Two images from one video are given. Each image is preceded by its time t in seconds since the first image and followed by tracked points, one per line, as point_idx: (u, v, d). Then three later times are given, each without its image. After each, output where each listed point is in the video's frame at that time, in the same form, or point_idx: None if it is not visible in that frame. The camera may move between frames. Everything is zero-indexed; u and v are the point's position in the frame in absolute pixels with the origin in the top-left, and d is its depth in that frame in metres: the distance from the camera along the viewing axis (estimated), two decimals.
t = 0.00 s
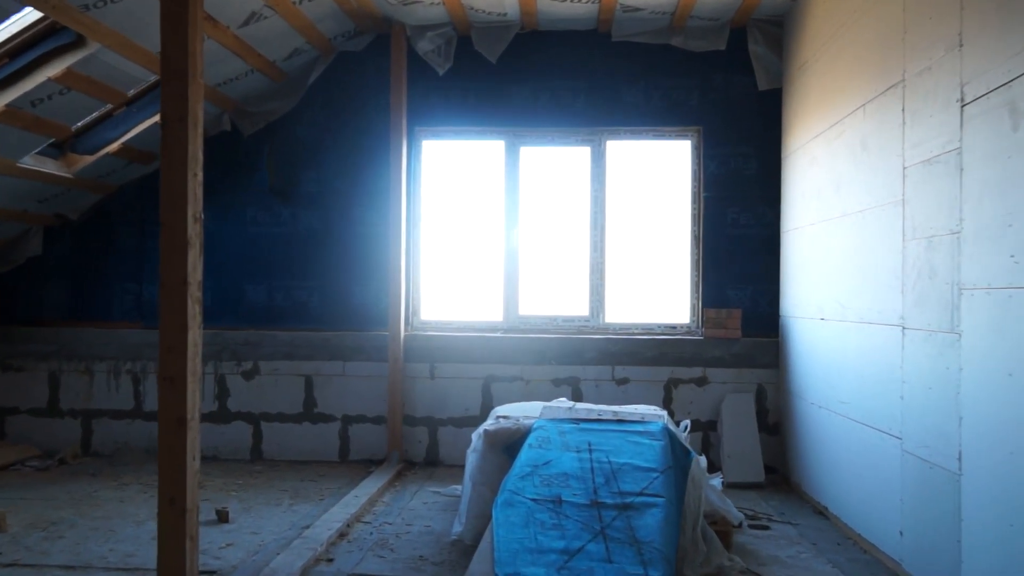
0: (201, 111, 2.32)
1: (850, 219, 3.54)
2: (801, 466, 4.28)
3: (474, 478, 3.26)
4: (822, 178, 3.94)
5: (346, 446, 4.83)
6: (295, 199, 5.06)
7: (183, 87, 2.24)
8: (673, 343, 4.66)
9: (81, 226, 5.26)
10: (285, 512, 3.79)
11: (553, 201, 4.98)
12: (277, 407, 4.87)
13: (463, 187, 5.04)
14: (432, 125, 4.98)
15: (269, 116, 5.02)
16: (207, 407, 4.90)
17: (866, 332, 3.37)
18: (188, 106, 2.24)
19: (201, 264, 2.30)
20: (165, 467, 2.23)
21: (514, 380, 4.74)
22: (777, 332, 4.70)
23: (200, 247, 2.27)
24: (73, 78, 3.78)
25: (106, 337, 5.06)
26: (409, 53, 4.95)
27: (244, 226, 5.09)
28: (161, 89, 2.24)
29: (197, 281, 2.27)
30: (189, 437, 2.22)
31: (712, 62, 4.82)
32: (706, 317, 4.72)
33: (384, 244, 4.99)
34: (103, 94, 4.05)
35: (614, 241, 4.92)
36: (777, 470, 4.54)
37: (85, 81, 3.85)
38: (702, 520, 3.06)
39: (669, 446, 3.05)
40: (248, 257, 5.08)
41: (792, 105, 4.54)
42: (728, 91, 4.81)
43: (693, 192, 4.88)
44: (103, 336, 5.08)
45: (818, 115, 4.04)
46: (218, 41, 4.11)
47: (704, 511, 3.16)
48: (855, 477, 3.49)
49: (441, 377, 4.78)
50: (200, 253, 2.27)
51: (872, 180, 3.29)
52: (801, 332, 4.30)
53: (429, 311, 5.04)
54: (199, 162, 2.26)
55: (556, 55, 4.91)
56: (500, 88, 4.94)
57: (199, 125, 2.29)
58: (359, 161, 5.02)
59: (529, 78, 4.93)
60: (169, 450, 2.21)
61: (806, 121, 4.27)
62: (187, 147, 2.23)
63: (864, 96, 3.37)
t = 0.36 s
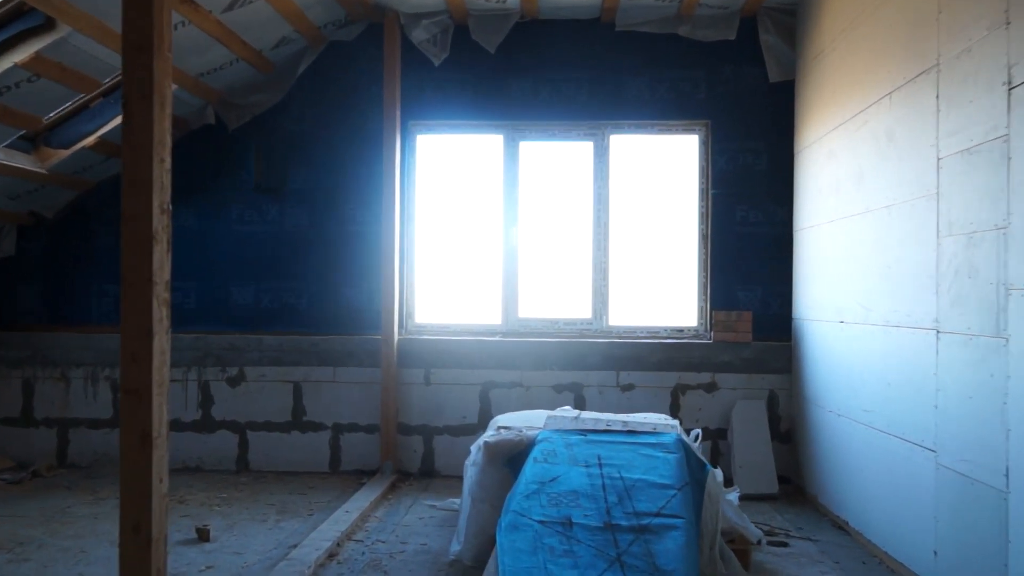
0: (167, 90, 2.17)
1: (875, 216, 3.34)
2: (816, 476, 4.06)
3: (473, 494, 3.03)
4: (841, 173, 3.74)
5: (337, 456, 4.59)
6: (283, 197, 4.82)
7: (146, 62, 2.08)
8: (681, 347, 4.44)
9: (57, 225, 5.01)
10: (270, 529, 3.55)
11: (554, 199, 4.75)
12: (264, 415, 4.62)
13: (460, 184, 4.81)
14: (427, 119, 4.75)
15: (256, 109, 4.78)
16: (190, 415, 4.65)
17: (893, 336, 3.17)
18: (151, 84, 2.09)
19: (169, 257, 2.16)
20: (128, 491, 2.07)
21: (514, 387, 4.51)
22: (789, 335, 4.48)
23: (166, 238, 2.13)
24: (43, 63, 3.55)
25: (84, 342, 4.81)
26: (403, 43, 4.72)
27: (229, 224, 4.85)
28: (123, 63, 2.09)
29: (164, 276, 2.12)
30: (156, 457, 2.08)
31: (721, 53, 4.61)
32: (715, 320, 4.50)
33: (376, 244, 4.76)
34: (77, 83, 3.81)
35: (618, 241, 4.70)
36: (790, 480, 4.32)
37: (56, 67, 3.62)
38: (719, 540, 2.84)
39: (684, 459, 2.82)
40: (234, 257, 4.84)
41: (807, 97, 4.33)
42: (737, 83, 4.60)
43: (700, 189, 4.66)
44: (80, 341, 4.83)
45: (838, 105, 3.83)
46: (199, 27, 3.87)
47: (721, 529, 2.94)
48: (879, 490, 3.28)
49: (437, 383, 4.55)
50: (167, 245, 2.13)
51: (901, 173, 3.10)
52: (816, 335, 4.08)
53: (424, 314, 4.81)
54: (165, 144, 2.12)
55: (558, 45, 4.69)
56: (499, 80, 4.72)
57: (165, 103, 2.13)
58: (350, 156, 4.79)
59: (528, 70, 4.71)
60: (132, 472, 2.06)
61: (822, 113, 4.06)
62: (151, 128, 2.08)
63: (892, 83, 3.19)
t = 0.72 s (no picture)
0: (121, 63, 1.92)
1: (899, 212, 3.12)
2: (831, 489, 3.84)
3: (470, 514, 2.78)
4: (860, 167, 3.51)
5: (324, 467, 4.34)
6: (267, 193, 4.57)
7: (95, 31, 1.84)
8: (687, 352, 4.21)
9: (27, 223, 4.74)
10: (250, 549, 3.30)
11: (553, 196, 4.52)
12: (247, 423, 4.36)
13: (455, 180, 4.57)
14: (419, 112, 4.51)
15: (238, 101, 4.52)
16: (168, 424, 4.39)
17: (921, 341, 2.95)
18: (102, 55, 1.84)
19: (121, 255, 1.92)
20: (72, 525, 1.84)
21: (511, 394, 4.27)
22: (801, 339, 4.26)
23: (118, 234, 1.89)
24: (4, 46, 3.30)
25: (54, 347, 4.53)
26: (393, 31, 4.47)
27: (210, 222, 4.59)
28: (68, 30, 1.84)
29: (116, 277, 1.89)
30: (106, 487, 1.85)
31: (729, 42, 4.37)
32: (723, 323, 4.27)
33: (366, 243, 4.51)
34: (43, 68, 3.57)
35: (620, 240, 4.47)
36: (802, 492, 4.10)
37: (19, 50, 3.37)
38: (739, 564, 2.60)
39: (701, 477, 2.59)
40: (215, 257, 4.58)
41: (818, 87, 4.09)
42: (746, 74, 4.36)
43: (707, 185, 4.43)
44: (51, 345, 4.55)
45: (855, 96, 3.60)
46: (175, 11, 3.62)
47: (740, 551, 2.70)
48: (905, 507, 3.06)
49: (429, 390, 4.30)
50: (118, 241, 1.89)
51: (930, 166, 2.88)
52: (831, 340, 3.85)
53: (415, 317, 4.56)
54: (117, 127, 1.87)
55: (557, 35, 4.45)
56: (494, 70, 4.47)
57: (117, 79, 1.89)
58: (337, 151, 4.54)
59: (526, 59, 4.46)
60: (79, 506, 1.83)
61: (837, 104, 3.82)
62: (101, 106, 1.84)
63: (920, 69, 2.96)
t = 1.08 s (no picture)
0: None
1: (932, 208, 2.87)
2: (851, 506, 3.59)
3: (464, 536, 2.52)
4: (886, 161, 3.26)
5: (308, 478, 4.07)
6: (249, 186, 4.30)
7: None
8: (695, 357, 3.95)
9: None
10: (224, 570, 3.03)
11: (553, 190, 4.26)
12: (225, 430, 4.09)
13: (449, 173, 4.30)
14: (411, 100, 4.24)
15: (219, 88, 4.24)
16: (142, 430, 4.11)
17: (956, 347, 2.71)
18: None
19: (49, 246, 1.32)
20: None
21: (507, 401, 4.01)
22: (815, 344, 4.01)
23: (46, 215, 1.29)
24: None
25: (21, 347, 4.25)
26: (385, 15, 4.20)
27: (188, 215, 4.32)
28: None
29: (44, 270, 1.29)
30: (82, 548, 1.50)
31: (741, 29, 4.12)
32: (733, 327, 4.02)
33: (355, 239, 4.25)
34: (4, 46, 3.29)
35: (624, 237, 4.21)
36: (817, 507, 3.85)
37: None
38: None
39: (719, 500, 2.34)
40: (195, 253, 4.31)
41: (838, 74, 3.83)
42: (759, 62, 4.11)
43: (716, 180, 4.17)
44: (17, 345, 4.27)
45: (881, 84, 3.35)
46: None
47: None
48: (940, 530, 2.80)
49: (420, 397, 4.04)
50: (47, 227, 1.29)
51: (970, 156, 2.63)
52: (851, 345, 3.60)
53: (406, 318, 4.30)
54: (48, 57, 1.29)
55: (558, 19, 4.19)
56: (492, 57, 4.21)
57: None
58: (325, 142, 4.27)
59: (525, 46, 4.20)
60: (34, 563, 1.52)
61: (859, 92, 3.56)
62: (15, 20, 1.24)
63: (958, 52, 2.71)
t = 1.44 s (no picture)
0: None
1: (977, 202, 2.63)
2: (876, 522, 3.35)
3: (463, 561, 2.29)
4: (922, 152, 3.02)
5: (295, 488, 3.82)
6: (235, 178, 4.05)
7: None
8: (708, 362, 3.71)
9: None
10: None
11: (557, 183, 4.02)
12: (208, 437, 3.84)
13: (448, 165, 4.06)
14: (407, 88, 3.99)
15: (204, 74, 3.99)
16: (119, 437, 3.86)
17: (1005, 354, 2.47)
18: None
19: None
20: None
21: (508, 407, 3.76)
22: (836, 349, 3.77)
23: None
24: None
25: None
26: None
27: (170, 208, 4.07)
28: None
29: None
30: None
31: (759, 13, 3.87)
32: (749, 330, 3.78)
33: (347, 235, 4.00)
34: None
35: (632, 234, 3.97)
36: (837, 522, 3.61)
37: None
38: None
39: (748, 525, 2.10)
40: (176, 249, 4.06)
41: (863, 61, 3.59)
42: (778, 49, 3.87)
43: (731, 173, 3.94)
44: None
45: (914, 70, 3.11)
46: None
47: None
48: (986, 554, 2.56)
49: (415, 403, 3.79)
50: None
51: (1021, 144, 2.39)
52: (878, 351, 3.37)
53: (401, 319, 4.05)
54: None
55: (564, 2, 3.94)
56: (493, 41, 3.96)
57: None
58: (315, 131, 4.02)
59: (529, 30, 3.95)
60: None
61: (887, 78, 3.33)
62: None
63: (1009, 28, 2.47)
